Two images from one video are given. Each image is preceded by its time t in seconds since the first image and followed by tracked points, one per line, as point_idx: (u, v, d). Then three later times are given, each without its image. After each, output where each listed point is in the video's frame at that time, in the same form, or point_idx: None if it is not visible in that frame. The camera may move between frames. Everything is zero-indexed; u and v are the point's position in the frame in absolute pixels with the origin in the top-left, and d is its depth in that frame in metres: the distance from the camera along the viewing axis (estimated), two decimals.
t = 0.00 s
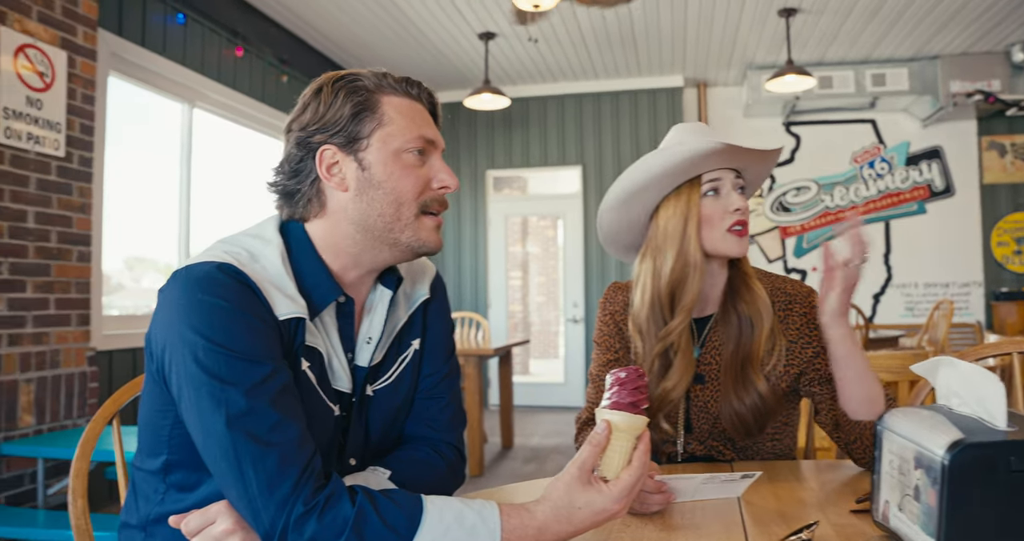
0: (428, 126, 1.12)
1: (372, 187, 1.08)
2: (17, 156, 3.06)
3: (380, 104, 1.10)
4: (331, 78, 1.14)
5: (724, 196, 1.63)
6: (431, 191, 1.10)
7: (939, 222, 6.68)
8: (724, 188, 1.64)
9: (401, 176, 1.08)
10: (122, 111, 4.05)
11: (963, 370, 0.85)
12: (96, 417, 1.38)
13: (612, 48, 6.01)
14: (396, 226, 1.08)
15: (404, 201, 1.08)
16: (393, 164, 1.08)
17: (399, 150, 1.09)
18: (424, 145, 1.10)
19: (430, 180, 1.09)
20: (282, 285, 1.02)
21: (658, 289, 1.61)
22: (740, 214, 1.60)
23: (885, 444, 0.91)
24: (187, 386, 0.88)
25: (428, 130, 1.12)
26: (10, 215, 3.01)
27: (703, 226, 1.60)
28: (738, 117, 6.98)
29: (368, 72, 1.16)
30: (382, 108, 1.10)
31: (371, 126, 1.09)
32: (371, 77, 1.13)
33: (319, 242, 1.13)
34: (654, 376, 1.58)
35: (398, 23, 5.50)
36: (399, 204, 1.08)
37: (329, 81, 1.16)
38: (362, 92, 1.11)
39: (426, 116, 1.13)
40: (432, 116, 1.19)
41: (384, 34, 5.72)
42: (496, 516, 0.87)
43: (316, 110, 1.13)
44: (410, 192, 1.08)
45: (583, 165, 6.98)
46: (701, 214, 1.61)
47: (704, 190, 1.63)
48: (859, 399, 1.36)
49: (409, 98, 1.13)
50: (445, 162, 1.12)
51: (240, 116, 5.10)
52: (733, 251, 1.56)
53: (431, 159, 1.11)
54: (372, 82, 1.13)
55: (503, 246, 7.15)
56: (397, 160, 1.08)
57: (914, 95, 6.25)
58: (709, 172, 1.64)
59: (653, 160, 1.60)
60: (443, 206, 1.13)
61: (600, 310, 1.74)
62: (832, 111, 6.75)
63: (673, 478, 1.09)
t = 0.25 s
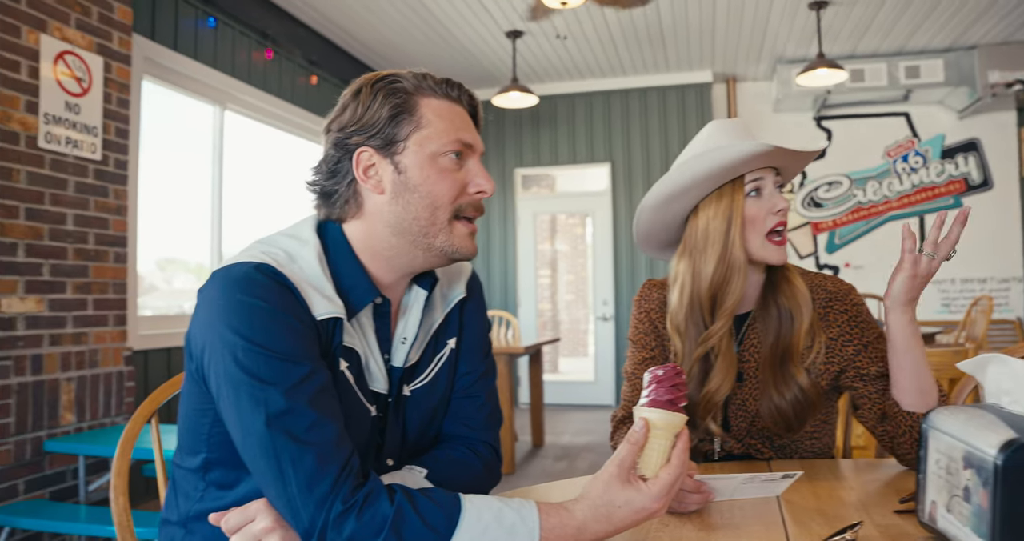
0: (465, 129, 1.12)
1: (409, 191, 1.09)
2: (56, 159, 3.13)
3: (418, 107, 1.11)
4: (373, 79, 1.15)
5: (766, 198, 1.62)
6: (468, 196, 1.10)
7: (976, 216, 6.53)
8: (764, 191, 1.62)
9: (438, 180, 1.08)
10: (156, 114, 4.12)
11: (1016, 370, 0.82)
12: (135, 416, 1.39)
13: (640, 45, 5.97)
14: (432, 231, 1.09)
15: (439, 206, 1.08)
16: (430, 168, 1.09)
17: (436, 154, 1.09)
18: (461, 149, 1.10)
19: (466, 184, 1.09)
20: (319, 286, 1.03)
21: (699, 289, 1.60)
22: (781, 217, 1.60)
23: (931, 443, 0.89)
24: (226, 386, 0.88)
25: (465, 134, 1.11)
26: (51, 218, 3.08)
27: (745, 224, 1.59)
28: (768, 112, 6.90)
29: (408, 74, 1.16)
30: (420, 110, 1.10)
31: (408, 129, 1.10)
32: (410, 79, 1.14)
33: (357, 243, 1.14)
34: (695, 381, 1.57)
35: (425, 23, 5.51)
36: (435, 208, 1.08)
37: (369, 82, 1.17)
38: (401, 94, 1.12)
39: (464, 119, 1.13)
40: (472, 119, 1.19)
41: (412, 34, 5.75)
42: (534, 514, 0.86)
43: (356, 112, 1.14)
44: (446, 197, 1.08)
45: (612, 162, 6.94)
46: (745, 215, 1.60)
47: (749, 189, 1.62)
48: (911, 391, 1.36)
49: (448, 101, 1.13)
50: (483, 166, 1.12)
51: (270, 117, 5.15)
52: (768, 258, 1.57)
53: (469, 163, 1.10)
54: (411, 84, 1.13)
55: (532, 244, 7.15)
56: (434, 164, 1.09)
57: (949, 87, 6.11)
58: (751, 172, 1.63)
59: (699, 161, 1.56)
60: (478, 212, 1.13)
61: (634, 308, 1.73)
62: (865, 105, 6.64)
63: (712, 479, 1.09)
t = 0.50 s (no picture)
0: (499, 121, 1.12)
1: (442, 183, 1.09)
2: (94, 162, 3.19)
3: (452, 99, 1.11)
4: (406, 72, 1.16)
5: (800, 190, 1.59)
6: (502, 188, 1.10)
7: (1015, 208, 6.38)
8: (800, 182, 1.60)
9: (471, 172, 1.09)
10: (189, 116, 4.19)
11: None
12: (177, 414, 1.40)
13: (668, 39, 5.92)
14: (464, 224, 1.09)
15: (473, 198, 1.09)
16: (463, 160, 1.09)
17: (470, 146, 1.09)
18: (496, 141, 1.10)
19: (500, 176, 1.09)
20: (362, 282, 1.04)
21: (737, 282, 1.59)
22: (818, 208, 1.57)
23: (982, 440, 0.88)
24: (271, 383, 0.89)
25: (499, 126, 1.11)
26: (90, 220, 3.15)
27: (779, 214, 1.58)
28: (799, 105, 6.80)
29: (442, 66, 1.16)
30: (453, 102, 1.11)
31: (442, 121, 1.10)
32: (444, 71, 1.14)
33: (395, 239, 1.14)
34: (739, 373, 1.58)
35: (453, 21, 5.52)
36: (469, 200, 1.09)
37: (403, 75, 1.17)
38: (435, 86, 1.12)
39: (499, 111, 1.13)
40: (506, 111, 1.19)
41: (440, 33, 5.77)
42: (577, 510, 0.86)
43: (389, 105, 1.15)
44: (480, 189, 1.08)
45: (640, 158, 6.90)
46: (778, 205, 1.58)
47: (781, 178, 1.59)
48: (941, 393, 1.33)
49: (482, 93, 1.13)
50: (517, 158, 1.12)
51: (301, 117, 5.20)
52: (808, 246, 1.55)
53: (502, 155, 1.10)
54: (445, 76, 1.13)
55: (561, 241, 7.14)
56: (467, 156, 1.09)
57: (987, 76, 5.97)
58: (785, 164, 1.60)
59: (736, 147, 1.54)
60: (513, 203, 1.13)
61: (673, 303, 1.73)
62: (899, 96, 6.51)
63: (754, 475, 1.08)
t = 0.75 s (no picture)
0: (527, 124, 1.12)
1: (467, 184, 1.10)
2: (118, 164, 3.23)
3: (480, 101, 1.12)
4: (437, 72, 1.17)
5: (813, 188, 1.58)
6: (528, 190, 1.10)
7: None
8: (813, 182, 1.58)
9: (497, 174, 1.09)
10: (211, 118, 4.23)
11: None
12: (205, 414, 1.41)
13: (685, 37, 5.90)
14: (494, 221, 1.09)
15: (499, 199, 1.09)
16: (489, 162, 1.09)
17: (496, 149, 1.10)
18: (523, 144, 1.10)
19: (526, 179, 1.09)
20: (393, 285, 1.04)
21: (748, 279, 1.58)
22: (830, 202, 1.54)
23: (1015, 441, 0.86)
24: (305, 383, 0.91)
25: (526, 129, 1.11)
26: (114, 221, 3.19)
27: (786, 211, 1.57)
28: (818, 102, 6.75)
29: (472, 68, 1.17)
30: (481, 104, 1.11)
31: (469, 122, 1.11)
32: (473, 73, 1.15)
33: (424, 240, 1.15)
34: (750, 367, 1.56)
35: (470, 21, 5.53)
36: (495, 201, 1.09)
37: (433, 75, 1.18)
38: (463, 88, 1.13)
39: (527, 114, 1.13)
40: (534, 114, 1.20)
41: (457, 33, 5.79)
42: (606, 487, 0.86)
43: (418, 105, 1.17)
44: (506, 190, 1.09)
45: (658, 157, 6.88)
46: (787, 204, 1.57)
47: (792, 176, 1.59)
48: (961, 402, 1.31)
49: (510, 95, 1.14)
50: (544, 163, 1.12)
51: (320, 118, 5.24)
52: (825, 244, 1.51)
53: (528, 158, 1.10)
54: (474, 78, 1.14)
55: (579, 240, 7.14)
56: (493, 159, 1.09)
57: (1010, 72, 5.89)
58: (797, 161, 1.60)
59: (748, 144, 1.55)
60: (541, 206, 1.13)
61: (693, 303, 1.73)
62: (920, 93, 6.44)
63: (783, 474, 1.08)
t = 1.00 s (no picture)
0: (539, 135, 1.12)
1: (479, 193, 1.11)
2: (120, 166, 3.24)
3: (493, 109, 1.13)
4: (450, 81, 1.19)
5: (807, 196, 1.59)
6: (539, 200, 1.10)
7: None
8: (811, 192, 1.60)
9: (509, 184, 1.10)
10: (211, 119, 4.25)
11: None
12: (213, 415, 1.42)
13: (685, 39, 5.92)
14: (506, 230, 1.10)
15: (511, 209, 1.09)
16: (501, 172, 1.10)
17: (508, 158, 1.10)
18: (535, 154, 1.11)
19: (538, 189, 1.10)
20: (409, 290, 1.06)
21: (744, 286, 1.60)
22: (826, 211, 1.55)
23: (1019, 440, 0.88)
24: (322, 387, 0.92)
25: (539, 140, 1.12)
26: (116, 223, 3.20)
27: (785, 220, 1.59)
28: (817, 104, 6.77)
29: (486, 75, 1.19)
30: (494, 113, 1.13)
31: (481, 131, 1.12)
32: (487, 81, 1.16)
33: (436, 245, 1.17)
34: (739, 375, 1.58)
35: (470, 23, 5.55)
36: (507, 211, 1.10)
37: (447, 83, 1.20)
38: (477, 97, 1.14)
39: (539, 124, 1.14)
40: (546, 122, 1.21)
41: (458, 35, 5.80)
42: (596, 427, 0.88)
43: (432, 113, 1.19)
44: (517, 201, 1.09)
45: (657, 158, 6.90)
46: (785, 212, 1.59)
47: (789, 184, 1.61)
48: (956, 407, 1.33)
49: (523, 103, 1.15)
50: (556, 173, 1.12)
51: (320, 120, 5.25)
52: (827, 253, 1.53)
53: (540, 168, 1.11)
54: (488, 87, 1.16)
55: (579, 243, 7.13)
56: (505, 168, 1.10)
57: (1007, 74, 5.91)
58: (796, 169, 1.61)
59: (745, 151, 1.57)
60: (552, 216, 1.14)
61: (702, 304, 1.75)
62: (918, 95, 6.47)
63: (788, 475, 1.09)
